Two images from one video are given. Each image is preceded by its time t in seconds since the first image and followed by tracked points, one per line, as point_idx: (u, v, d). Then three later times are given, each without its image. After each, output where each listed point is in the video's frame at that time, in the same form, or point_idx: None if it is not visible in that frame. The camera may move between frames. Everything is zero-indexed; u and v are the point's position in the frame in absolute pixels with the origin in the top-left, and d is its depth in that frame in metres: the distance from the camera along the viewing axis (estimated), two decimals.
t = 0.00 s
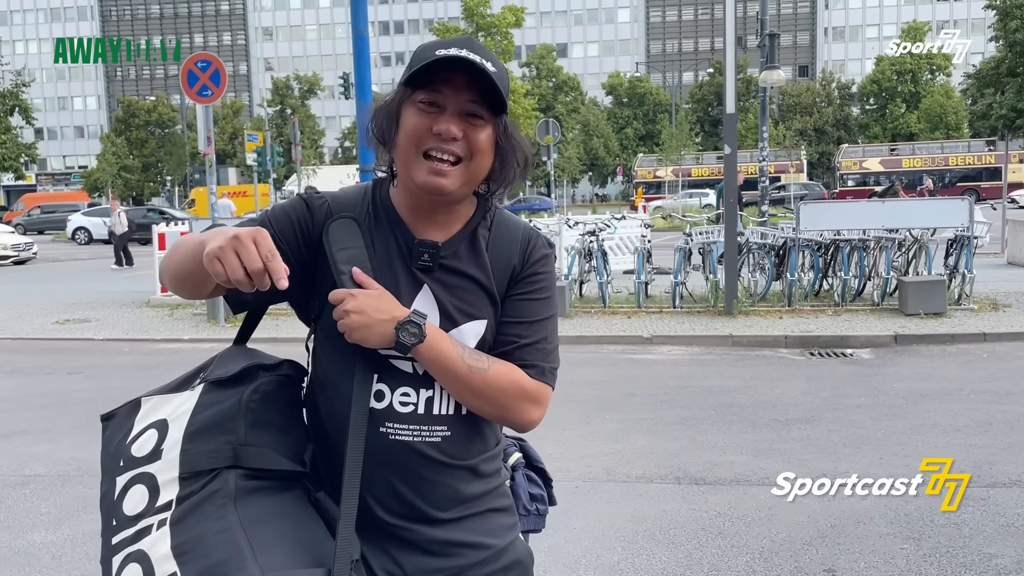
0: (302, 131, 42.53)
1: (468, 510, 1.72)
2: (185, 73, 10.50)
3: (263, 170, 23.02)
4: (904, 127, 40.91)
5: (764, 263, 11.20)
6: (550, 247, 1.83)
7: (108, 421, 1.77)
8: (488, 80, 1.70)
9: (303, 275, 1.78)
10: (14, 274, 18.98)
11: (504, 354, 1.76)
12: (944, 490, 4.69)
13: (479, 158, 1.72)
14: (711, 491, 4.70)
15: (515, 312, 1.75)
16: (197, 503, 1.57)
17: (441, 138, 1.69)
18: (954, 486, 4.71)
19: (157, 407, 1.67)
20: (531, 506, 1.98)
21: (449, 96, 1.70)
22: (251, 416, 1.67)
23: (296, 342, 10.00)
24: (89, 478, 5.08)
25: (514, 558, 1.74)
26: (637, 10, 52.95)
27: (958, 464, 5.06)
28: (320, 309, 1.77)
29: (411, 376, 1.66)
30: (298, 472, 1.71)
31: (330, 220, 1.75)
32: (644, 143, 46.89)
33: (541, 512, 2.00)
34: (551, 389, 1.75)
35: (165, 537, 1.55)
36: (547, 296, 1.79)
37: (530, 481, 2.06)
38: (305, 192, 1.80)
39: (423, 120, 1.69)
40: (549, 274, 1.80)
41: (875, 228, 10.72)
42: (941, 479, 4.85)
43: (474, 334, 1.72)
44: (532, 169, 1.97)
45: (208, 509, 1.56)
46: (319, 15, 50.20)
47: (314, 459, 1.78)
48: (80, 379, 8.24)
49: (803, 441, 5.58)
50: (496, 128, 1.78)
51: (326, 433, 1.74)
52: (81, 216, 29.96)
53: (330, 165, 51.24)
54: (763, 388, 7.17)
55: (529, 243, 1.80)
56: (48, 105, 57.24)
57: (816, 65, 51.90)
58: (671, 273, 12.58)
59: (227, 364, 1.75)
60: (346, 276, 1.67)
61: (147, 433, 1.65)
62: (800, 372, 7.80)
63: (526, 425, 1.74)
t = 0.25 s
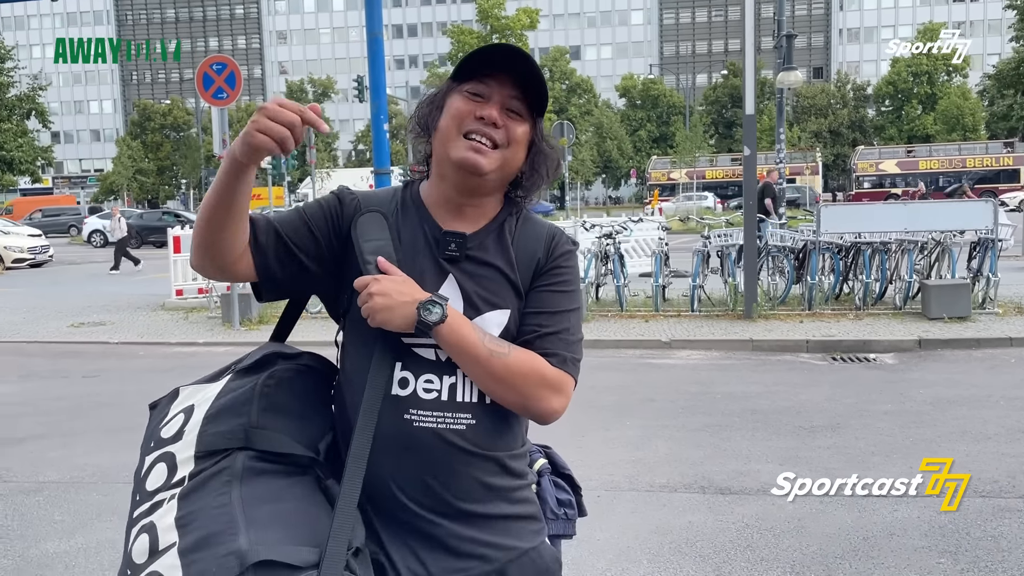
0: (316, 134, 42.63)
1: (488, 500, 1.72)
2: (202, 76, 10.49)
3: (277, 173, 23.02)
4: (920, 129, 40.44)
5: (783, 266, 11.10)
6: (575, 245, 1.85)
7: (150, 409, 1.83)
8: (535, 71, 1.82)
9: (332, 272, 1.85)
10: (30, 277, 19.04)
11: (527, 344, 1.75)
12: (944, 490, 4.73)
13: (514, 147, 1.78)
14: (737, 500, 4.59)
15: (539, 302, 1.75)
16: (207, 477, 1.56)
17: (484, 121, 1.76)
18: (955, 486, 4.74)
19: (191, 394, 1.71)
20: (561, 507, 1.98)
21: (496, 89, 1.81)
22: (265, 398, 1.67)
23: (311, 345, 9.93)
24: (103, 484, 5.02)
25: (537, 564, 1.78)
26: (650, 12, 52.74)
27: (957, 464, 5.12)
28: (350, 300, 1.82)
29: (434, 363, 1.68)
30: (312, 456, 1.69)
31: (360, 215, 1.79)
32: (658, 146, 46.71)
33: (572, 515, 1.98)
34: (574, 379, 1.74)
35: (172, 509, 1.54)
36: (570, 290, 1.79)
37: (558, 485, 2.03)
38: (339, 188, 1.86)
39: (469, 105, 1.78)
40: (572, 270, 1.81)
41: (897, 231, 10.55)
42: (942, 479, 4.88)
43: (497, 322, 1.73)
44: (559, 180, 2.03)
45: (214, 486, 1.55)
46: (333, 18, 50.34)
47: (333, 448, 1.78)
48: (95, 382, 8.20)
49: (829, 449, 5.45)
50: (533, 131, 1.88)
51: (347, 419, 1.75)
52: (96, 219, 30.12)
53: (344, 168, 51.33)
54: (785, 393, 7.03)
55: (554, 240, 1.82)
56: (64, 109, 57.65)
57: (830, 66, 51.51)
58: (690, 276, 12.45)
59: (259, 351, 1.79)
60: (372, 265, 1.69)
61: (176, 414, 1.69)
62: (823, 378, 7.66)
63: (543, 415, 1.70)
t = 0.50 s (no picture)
0: (329, 136, 42.72)
1: (529, 506, 1.71)
2: (214, 78, 10.47)
3: (290, 175, 23.01)
4: (936, 130, 40.03)
5: (801, 269, 10.99)
6: (607, 267, 1.87)
7: (196, 414, 1.80)
8: (560, 114, 1.74)
9: (386, 285, 1.78)
10: (45, 279, 19.11)
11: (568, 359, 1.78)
12: (944, 489, 4.78)
13: (546, 183, 1.76)
14: (757, 509, 4.49)
15: (580, 322, 1.78)
16: (272, 479, 1.56)
17: (514, 164, 1.74)
18: (954, 486, 4.79)
19: (244, 398, 1.69)
20: (581, 504, 1.95)
21: (521, 128, 1.76)
22: (325, 406, 1.67)
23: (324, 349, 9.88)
24: (115, 489, 4.98)
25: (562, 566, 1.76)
26: (663, 14, 52.56)
27: (956, 463, 5.17)
28: (402, 312, 1.76)
29: (484, 376, 1.67)
30: (365, 461, 1.68)
31: (409, 235, 1.75)
32: (671, 147, 46.51)
33: (589, 511, 1.96)
34: (611, 394, 1.76)
35: (241, 510, 1.54)
36: (606, 310, 1.81)
37: (575, 481, 2.00)
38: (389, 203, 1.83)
39: (497, 149, 1.75)
40: (605, 292, 1.83)
41: (915, 233, 10.45)
42: (942, 479, 4.93)
43: (540, 339, 1.73)
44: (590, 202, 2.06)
45: (283, 486, 1.54)
46: (346, 21, 50.47)
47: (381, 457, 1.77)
48: (108, 385, 8.18)
49: (851, 456, 5.34)
50: (563, 158, 1.83)
51: (400, 427, 1.74)
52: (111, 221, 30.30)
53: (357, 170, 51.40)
54: (804, 399, 6.92)
55: (590, 262, 1.84)
56: (80, 111, 58.05)
57: (845, 67, 51.15)
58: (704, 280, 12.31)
59: (309, 360, 1.77)
60: (425, 278, 1.66)
61: (232, 419, 1.67)
62: (843, 383, 7.53)
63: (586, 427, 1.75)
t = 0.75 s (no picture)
0: (341, 138, 42.77)
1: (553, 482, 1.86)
2: (226, 80, 10.48)
3: (301, 177, 23.00)
4: (951, 132, 39.62)
5: (815, 271, 10.78)
6: (626, 260, 2.00)
7: (241, 395, 1.86)
8: (594, 109, 1.88)
9: (417, 279, 1.84)
10: (58, 281, 19.17)
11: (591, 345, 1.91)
12: (944, 490, 4.79)
13: (579, 176, 1.89)
14: (773, 516, 4.41)
15: (604, 310, 1.91)
16: (345, 462, 1.69)
17: (551, 159, 1.86)
18: (954, 486, 4.80)
19: (298, 381, 1.78)
20: (586, 478, 2.11)
21: (558, 126, 1.88)
22: (384, 393, 1.77)
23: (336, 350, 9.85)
24: (124, 492, 4.95)
25: (574, 536, 1.91)
26: (676, 15, 52.33)
27: (958, 464, 5.18)
28: (438, 294, 1.82)
29: (517, 362, 1.78)
30: (415, 442, 1.79)
31: (443, 230, 1.83)
32: (683, 149, 46.28)
33: (594, 482, 2.13)
34: (634, 373, 1.90)
35: (319, 489, 1.67)
36: (625, 299, 1.95)
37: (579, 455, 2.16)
38: (419, 207, 1.89)
39: (537, 144, 1.87)
40: (625, 283, 1.97)
41: (932, 235, 10.28)
42: (941, 479, 4.95)
43: (568, 325, 1.86)
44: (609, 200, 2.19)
45: (356, 468, 1.68)
46: (358, 23, 50.60)
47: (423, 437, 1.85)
48: (119, 387, 8.16)
49: (867, 462, 5.26)
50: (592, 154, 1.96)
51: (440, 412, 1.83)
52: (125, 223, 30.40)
53: (368, 172, 51.42)
54: (820, 402, 6.83)
55: (609, 254, 1.97)
56: (94, 114, 58.36)
57: (859, 68, 50.78)
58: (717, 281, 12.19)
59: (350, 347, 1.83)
60: (464, 275, 1.75)
61: (291, 402, 1.76)
62: (859, 386, 7.44)
63: (610, 406, 1.88)
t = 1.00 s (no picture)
0: (353, 139, 42.81)
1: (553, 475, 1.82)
2: (236, 80, 10.45)
3: (312, 177, 23.01)
4: (967, 131, 39.25)
5: (829, 272, 10.68)
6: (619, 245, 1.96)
7: (237, 397, 1.90)
8: (562, 86, 1.85)
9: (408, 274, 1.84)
10: (70, 280, 19.25)
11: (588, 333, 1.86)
12: (944, 490, 4.77)
13: (560, 155, 1.85)
14: (787, 521, 4.33)
15: (599, 296, 1.87)
16: (333, 456, 1.70)
17: (529, 142, 1.83)
18: (955, 486, 4.78)
19: (292, 380, 1.80)
20: (594, 480, 2.01)
21: (528, 108, 1.85)
22: (375, 386, 1.78)
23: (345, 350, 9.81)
24: (130, 493, 4.92)
25: (571, 537, 1.83)
26: (688, 15, 52.10)
27: (958, 464, 5.16)
28: (429, 289, 1.81)
29: (512, 348, 1.74)
30: (408, 435, 1.79)
31: (433, 222, 1.82)
32: (695, 149, 46.09)
33: (602, 484, 2.02)
34: (631, 356, 1.85)
35: (308, 482, 1.67)
36: (620, 284, 1.91)
37: (586, 457, 2.07)
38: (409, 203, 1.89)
39: (512, 130, 1.83)
40: (619, 266, 1.93)
41: (948, 235, 10.14)
42: (942, 479, 4.93)
43: (563, 312, 1.82)
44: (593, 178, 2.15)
45: (344, 462, 1.69)
46: (371, 24, 50.68)
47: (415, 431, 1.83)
48: (128, 387, 8.15)
49: (881, 466, 5.17)
50: (568, 131, 1.93)
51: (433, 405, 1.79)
52: (138, 224, 30.53)
53: (380, 172, 51.47)
54: (834, 405, 6.72)
55: (602, 241, 1.93)
56: (108, 115, 58.67)
57: (872, 68, 50.45)
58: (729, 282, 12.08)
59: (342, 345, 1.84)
60: (453, 266, 1.74)
61: (283, 400, 1.79)
62: (874, 389, 7.33)
63: (611, 390, 1.83)
